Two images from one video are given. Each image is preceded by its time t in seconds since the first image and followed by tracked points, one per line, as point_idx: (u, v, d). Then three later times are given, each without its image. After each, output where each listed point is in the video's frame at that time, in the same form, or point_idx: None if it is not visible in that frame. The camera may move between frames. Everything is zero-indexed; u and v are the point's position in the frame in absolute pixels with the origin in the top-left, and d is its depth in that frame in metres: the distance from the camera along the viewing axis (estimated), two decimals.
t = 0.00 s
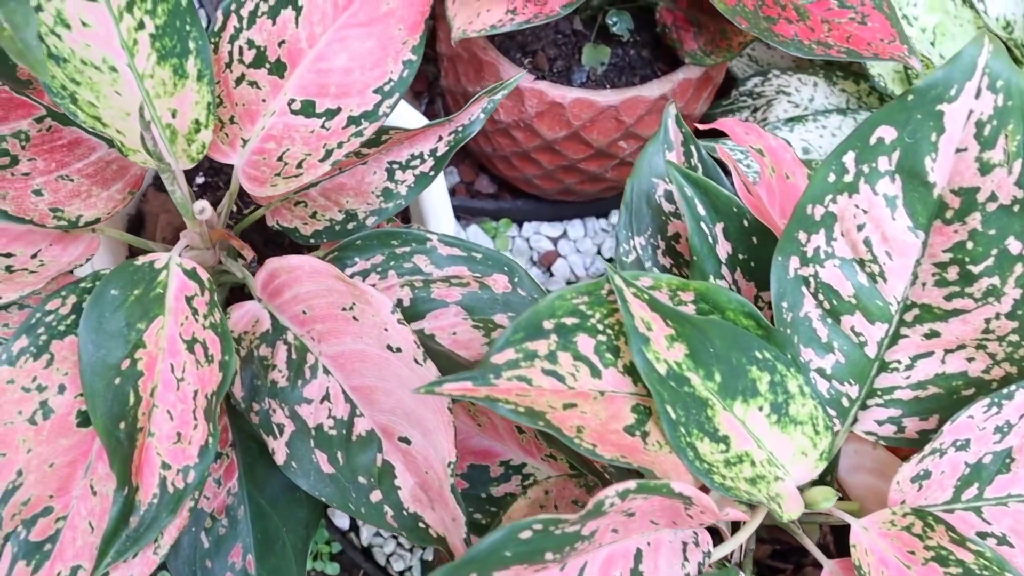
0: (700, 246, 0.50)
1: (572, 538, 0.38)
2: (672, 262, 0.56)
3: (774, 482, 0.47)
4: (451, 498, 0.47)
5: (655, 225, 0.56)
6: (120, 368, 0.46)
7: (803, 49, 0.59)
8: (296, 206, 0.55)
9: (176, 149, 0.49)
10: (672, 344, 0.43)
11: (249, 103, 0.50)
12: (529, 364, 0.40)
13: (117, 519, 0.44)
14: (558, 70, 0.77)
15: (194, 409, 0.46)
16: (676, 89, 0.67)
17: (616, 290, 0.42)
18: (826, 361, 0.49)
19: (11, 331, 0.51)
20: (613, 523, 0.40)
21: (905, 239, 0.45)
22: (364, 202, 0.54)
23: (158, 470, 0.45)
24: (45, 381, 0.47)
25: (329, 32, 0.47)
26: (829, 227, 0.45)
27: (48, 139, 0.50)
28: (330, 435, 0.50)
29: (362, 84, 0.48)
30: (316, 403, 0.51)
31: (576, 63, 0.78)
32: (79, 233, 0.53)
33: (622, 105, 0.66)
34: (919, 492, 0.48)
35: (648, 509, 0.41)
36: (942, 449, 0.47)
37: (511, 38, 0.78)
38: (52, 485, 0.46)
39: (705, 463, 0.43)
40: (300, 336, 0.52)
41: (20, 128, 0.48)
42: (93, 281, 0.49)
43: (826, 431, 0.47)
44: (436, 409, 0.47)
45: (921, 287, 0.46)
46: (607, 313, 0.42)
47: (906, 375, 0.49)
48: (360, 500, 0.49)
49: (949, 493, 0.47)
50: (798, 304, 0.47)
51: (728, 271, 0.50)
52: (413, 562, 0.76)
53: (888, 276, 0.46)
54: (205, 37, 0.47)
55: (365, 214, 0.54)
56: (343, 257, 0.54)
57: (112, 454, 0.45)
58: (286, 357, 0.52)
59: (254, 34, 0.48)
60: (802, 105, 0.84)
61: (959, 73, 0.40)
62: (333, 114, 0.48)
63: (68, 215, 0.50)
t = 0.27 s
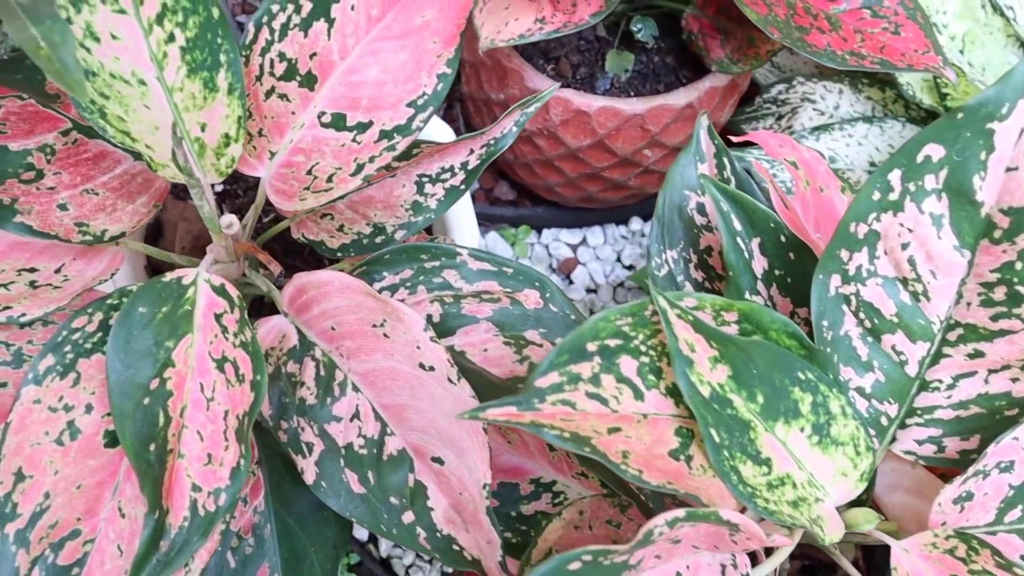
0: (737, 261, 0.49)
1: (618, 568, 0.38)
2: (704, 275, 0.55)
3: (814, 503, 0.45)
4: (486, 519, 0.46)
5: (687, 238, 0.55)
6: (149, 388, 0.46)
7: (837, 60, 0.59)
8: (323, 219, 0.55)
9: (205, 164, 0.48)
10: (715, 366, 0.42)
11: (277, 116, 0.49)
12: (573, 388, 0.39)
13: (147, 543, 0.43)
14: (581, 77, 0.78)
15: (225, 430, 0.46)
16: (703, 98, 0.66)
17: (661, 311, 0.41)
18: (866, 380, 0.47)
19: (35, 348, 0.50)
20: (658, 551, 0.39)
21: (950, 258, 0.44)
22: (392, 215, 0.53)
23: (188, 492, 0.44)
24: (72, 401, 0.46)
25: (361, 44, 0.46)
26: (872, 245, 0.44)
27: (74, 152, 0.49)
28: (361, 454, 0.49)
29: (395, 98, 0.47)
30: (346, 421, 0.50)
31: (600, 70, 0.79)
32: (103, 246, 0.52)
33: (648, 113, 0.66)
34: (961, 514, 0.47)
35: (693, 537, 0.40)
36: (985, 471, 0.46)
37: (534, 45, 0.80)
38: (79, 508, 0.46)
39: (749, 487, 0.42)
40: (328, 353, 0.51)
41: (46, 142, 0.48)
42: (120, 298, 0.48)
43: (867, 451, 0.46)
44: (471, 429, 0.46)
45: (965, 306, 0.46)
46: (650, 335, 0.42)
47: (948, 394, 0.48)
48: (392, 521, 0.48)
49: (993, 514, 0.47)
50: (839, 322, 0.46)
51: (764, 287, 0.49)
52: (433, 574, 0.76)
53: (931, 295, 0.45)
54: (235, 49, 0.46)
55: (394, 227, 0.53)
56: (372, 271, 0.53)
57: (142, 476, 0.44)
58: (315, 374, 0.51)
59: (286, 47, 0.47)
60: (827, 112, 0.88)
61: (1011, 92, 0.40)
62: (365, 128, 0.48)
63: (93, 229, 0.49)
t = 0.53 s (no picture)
0: (779, 274, 0.48)
1: None
2: (742, 287, 0.54)
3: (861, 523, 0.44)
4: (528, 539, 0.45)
5: (725, 249, 0.54)
6: (184, 406, 0.45)
7: (875, 69, 0.64)
8: (354, 229, 0.53)
9: (239, 175, 0.47)
10: (767, 385, 0.41)
11: (313, 126, 0.48)
12: (625, 410, 0.39)
13: (184, 565, 0.42)
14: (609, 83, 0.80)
15: (262, 449, 0.45)
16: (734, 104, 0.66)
17: (713, 329, 0.40)
18: (912, 397, 0.47)
19: (64, 361, 0.50)
20: None
21: (1004, 274, 0.43)
22: (427, 226, 0.52)
23: (225, 513, 0.43)
24: (104, 419, 0.45)
25: (401, 53, 0.45)
26: (923, 261, 0.43)
27: (104, 163, 0.48)
28: (398, 471, 0.48)
29: (436, 108, 0.46)
30: (381, 437, 0.49)
31: (628, 75, 0.80)
32: (131, 258, 0.51)
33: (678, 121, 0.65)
34: (1009, 533, 0.46)
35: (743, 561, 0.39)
36: None
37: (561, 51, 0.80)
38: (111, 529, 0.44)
39: (801, 508, 0.41)
40: (363, 367, 0.50)
41: (77, 153, 0.46)
42: (151, 314, 0.48)
43: (916, 470, 0.45)
44: (512, 447, 0.46)
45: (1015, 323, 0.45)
46: (702, 354, 0.41)
47: (996, 412, 0.47)
48: (430, 540, 0.47)
49: None
50: (886, 338, 0.45)
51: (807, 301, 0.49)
52: None
53: (983, 311, 0.45)
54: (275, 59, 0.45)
55: (429, 239, 0.52)
56: (406, 283, 0.52)
57: (177, 497, 0.43)
58: (349, 389, 0.50)
59: (324, 57, 0.45)
60: (855, 120, 0.94)
61: None
62: (404, 139, 0.47)
63: (123, 241, 0.48)
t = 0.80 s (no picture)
0: (823, 282, 0.48)
1: None
2: (781, 294, 0.53)
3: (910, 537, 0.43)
4: (570, 554, 0.44)
5: (764, 255, 0.53)
6: (218, 418, 0.44)
7: (917, 70, 0.65)
8: (385, 235, 0.52)
9: (273, 181, 0.45)
10: (820, 398, 0.40)
11: (348, 131, 0.47)
12: (677, 423, 0.38)
13: None
14: (636, 84, 0.79)
15: (298, 461, 0.43)
16: (766, 107, 0.65)
17: (765, 340, 0.39)
18: (961, 408, 0.45)
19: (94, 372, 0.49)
20: None
21: None
22: (460, 232, 0.51)
23: (261, 526, 0.42)
24: (136, 431, 0.44)
25: (439, 57, 0.44)
26: (976, 270, 0.43)
27: (135, 169, 0.46)
28: (434, 483, 0.47)
29: (475, 113, 0.45)
30: (416, 447, 0.48)
31: (656, 77, 0.80)
32: (160, 265, 0.50)
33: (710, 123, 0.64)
34: None
35: None
36: None
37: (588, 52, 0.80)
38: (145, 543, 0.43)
39: (854, 524, 0.40)
40: (397, 376, 0.49)
41: (107, 158, 0.45)
42: (183, 323, 0.47)
43: (967, 483, 0.44)
44: (554, 459, 0.45)
45: None
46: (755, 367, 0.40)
47: None
48: (468, 553, 0.46)
49: None
50: (936, 348, 0.44)
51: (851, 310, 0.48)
52: None
53: None
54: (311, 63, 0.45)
55: (463, 246, 0.51)
56: (439, 290, 0.51)
57: (213, 512, 0.42)
58: (382, 399, 0.49)
59: (360, 60, 0.45)
60: (888, 122, 0.93)
61: None
62: (441, 144, 0.45)
63: (154, 248, 0.47)
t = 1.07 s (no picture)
0: (859, 285, 0.47)
1: None
2: (813, 296, 0.52)
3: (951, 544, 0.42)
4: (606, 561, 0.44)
5: (795, 257, 0.52)
6: (248, 423, 0.43)
7: (950, 69, 0.65)
8: (411, 237, 0.52)
9: (302, 183, 0.45)
10: (863, 403, 0.39)
11: (376, 132, 0.46)
12: (719, 429, 0.37)
13: None
14: (660, 84, 0.78)
15: (328, 468, 0.43)
16: (792, 106, 0.64)
17: (809, 344, 0.38)
18: (1001, 414, 0.45)
19: (120, 376, 0.49)
20: None
21: None
22: (489, 234, 0.51)
23: (292, 534, 0.41)
24: (164, 437, 0.44)
25: (471, 56, 0.43)
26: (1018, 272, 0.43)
27: (160, 170, 0.45)
28: (465, 488, 0.47)
29: (507, 113, 0.44)
30: (446, 453, 0.48)
31: (680, 77, 0.79)
32: (185, 267, 0.49)
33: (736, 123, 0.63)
34: None
35: None
36: None
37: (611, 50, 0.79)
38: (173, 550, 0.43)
39: (897, 531, 0.39)
40: (425, 380, 0.49)
41: (133, 160, 0.44)
42: (211, 327, 0.46)
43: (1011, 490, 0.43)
44: (589, 464, 0.44)
45: None
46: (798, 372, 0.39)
47: None
48: (500, 559, 0.46)
49: None
50: (976, 352, 0.44)
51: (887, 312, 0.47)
52: None
53: None
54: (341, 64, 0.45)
55: (492, 248, 0.50)
56: (468, 292, 0.50)
57: (244, 519, 0.41)
58: (411, 403, 0.48)
59: (393, 60, 0.44)
60: (914, 121, 0.92)
61: None
62: (472, 145, 0.45)
63: (180, 251, 0.47)
